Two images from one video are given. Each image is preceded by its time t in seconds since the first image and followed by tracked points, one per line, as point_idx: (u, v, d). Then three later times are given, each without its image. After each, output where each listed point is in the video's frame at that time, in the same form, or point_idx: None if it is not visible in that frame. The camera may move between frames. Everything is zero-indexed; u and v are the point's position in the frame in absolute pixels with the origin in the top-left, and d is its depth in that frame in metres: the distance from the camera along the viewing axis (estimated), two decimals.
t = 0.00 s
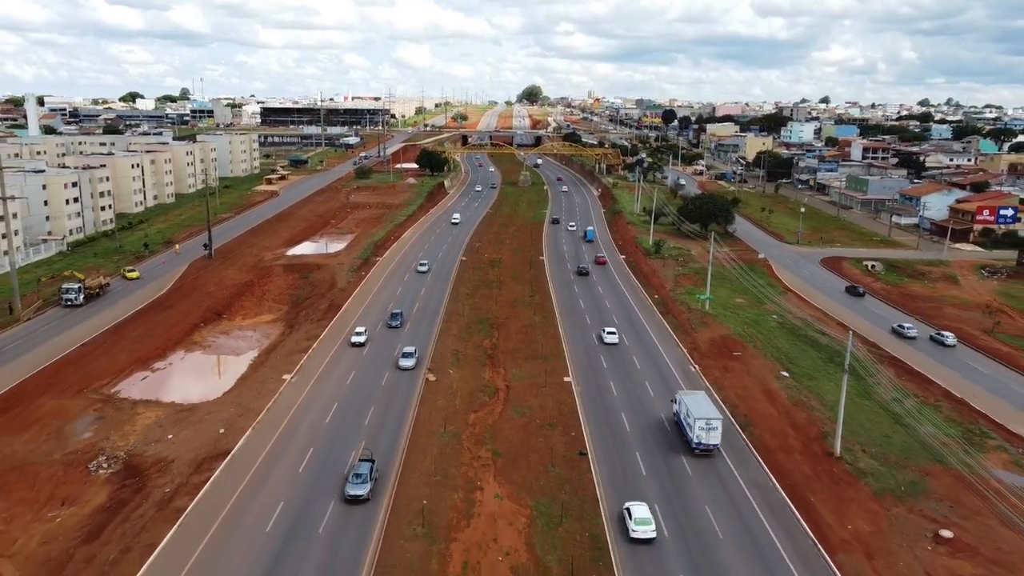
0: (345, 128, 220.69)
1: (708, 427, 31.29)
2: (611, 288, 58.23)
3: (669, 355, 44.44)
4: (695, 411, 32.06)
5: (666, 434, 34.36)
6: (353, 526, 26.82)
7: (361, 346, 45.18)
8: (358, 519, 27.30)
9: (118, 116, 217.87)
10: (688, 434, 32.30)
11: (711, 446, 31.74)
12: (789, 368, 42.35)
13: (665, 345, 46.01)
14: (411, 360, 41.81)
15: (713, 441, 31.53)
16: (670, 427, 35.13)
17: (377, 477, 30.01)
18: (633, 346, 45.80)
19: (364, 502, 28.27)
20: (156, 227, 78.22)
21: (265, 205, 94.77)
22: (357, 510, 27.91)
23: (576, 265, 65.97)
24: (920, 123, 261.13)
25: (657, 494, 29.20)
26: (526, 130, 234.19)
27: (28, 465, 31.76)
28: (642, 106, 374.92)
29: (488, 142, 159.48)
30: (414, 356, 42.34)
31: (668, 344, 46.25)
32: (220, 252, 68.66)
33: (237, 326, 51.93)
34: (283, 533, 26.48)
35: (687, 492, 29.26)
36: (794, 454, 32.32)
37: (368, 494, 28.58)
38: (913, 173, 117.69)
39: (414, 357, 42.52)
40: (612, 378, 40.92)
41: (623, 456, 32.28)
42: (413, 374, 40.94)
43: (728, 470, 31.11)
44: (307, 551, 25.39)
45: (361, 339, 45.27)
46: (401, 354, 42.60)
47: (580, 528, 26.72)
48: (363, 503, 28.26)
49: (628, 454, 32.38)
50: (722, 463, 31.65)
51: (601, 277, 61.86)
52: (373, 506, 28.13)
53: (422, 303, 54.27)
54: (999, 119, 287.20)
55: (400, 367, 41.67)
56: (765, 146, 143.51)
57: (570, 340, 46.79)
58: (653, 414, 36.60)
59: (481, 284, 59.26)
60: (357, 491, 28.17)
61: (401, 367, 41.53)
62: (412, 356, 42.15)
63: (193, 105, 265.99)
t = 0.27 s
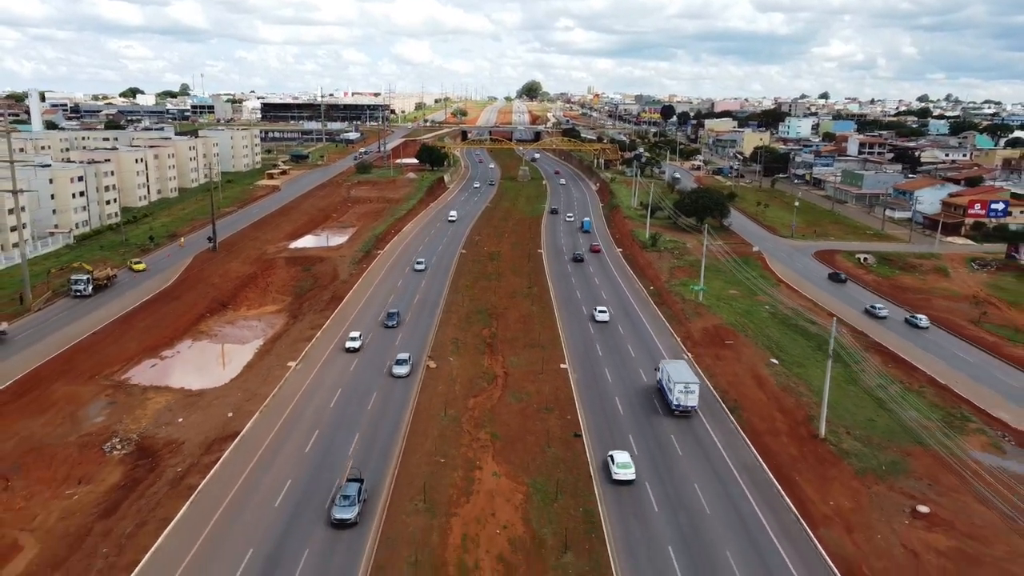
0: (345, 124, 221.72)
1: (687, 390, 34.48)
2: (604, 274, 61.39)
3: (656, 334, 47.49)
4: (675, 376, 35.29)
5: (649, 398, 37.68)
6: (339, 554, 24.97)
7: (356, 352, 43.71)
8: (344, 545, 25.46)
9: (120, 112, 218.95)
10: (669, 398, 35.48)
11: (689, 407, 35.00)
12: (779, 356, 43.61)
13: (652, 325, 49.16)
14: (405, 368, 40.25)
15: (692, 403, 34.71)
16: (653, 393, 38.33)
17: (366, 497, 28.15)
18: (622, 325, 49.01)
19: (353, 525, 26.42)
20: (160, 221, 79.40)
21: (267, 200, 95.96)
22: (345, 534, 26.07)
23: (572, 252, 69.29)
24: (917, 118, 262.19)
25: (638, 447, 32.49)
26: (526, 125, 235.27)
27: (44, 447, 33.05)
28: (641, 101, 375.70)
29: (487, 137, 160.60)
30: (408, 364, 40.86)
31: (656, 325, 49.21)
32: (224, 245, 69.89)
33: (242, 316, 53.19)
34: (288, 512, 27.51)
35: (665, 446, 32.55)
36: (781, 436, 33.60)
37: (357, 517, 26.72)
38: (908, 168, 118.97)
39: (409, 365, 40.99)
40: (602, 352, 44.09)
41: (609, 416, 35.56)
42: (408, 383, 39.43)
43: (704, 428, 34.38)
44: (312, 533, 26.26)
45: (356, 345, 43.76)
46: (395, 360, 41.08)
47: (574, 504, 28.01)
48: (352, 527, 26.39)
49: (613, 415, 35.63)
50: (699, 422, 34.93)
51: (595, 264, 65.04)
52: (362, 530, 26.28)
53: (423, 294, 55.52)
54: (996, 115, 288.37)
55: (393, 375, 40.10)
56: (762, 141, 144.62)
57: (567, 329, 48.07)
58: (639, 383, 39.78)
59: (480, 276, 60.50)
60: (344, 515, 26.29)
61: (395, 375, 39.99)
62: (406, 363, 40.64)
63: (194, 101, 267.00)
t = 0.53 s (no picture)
0: (345, 121, 222.91)
1: (669, 360, 37.81)
2: (599, 263, 64.57)
3: (644, 315, 50.72)
4: (658, 347, 38.65)
5: (635, 369, 41.08)
6: None
7: (350, 359, 42.05)
8: None
9: (122, 108, 220.19)
10: (653, 367, 38.83)
11: (671, 375, 38.37)
12: (769, 345, 44.90)
13: (641, 307, 52.43)
14: (399, 378, 38.55)
15: (673, 371, 38.04)
16: (639, 365, 41.69)
17: (353, 522, 26.34)
18: (613, 307, 52.41)
19: (339, 556, 24.58)
20: (165, 216, 80.65)
21: (269, 195, 97.21)
22: (331, 566, 24.24)
23: (569, 242, 72.65)
24: (915, 115, 263.39)
25: (624, 411, 35.80)
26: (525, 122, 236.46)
27: (60, 431, 34.44)
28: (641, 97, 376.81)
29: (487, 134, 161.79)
30: (402, 373, 39.12)
31: (646, 309, 52.27)
32: (228, 239, 71.18)
33: (247, 308, 54.50)
34: (295, 493, 28.58)
35: (648, 410, 35.85)
36: (767, 420, 34.93)
37: (344, 547, 24.90)
38: (903, 164, 120.18)
39: (403, 374, 39.24)
40: (594, 331, 47.48)
41: (598, 385, 38.96)
42: (401, 393, 37.71)
43: (684, 394, 37.74)
44: (319, 513, 27.31)
45: (349, 352, 42.10)
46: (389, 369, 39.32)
47: (568, 482, 29.34)
48: (339, 557, 24.58)
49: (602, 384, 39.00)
50: (680, 390, 38.26)
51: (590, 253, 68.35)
52: (350, 560, 24.45)
53: (424, 287, 56.83)
54: (996, 112, 288.62)
55: (387, 386, 38.39)
56: (760, 138, 145.84)
57: (563, 320, 49.51)
58: (627, 356, 43.16)
59: (479, 269, 61.78)
60: (329, 544, 24.47)
61: (388, 386, 38.30)
62: (400, 372, 38.91)
63: (195, 97, 268.45)
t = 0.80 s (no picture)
0: (345, 120, 224.07)
1: (654, 337, 41.18)
2: (593, 254, 67.75)
3: (634, 301, 53.91)
4: (645, 326, 42.06)
5: (623, 346, 44.49)
6: None
7: (343, 371, 40.44)
8: None
9: (123, 107, 221.40)
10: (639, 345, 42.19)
11: (655, 352, 41.75)
12: (760, 337, 46.16)
13: (631, 293, 55.67)
14: (392, 393, 36.88)
15: (658, 348, 41.41)
16: (628, 344, 45.02)
17: (339, 554, 24.56)
18: (605, 293, 55.76)
19: None
20: (169, 213, 81.85)
21: (271, 193, 98.42)
22: None
23: (565, 234, 75.89)
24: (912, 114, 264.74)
25: (612, 383, 39.10)
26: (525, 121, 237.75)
27: (74, 418, 35.70)
28: (640, 96, 378.22)
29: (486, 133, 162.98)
30: (395, 386, 37.46)
31: (636, 296, 55.22)
32: (232, 236, 72.42)
33: (251, 302, 55.78)
34: (301, 476, 29.77)
35: (635, 382, 39.16)
36: (756, 408, 36.21)
37: None
38: (898, 163, 121.43)
39: (396, 388, 37.57)
40: (586, 314, 50.78)
41: (589, 360, 42.29)
42: (394, 409, 36.01)
43: (668, 368, 41.14)
44: (324, 494, 28.54)
45: (343, 363, 40.48)
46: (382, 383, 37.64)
47: (563, 465, 30.61)
48: None
49: (592, 360, 42.32)
50: (664, 365, 41.63)
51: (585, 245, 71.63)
52: None
53: (424, 281, 58.15)
54: (994, 112, 289.54)
55: (379, 400, 36.71)
56: (757, 136, 147.12)
57: (560, 312, 50.95)
58: (616, 336, 46.54)
59: (478, 265, 63.05)
60: None
61: (381, 400, 36.63)
62: (393, 386, 37.24)
63: (196, 96, 269.66)
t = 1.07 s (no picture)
0: (346, 120, 225.38)
1: (642, 319, 44.24)
2: (588, 246, 70.74)
3: (625, 289, 56.92)
4: (633, 309, 45.14)
5: (613, 328, 47.66)
6: None
7: (337, 384, 38.83)
8: None
9: (126, 108, 222.78)
10: (628, 327, 45.25)
11: (643, 332, 44.84)
12: (751, 331, 47.47)
13: (623, 282, 58.68)
14: (384, 409, 35.00)
15: (645, 330, 44.47)
16: (617, 327, 48.08)
17: None
18: (598, 281, 58.88)
19: None
20: (173, 211, 83.13)
21: (273, 192, 99.74)
22: None
23: (562, 228, 78.92)
24: (909, 114, 266.44)
25: (602, 360, 42.27)
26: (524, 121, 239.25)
27: (87, 407, 37.03)
28: (639, 96, 379.50)
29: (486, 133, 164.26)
30: (387, 401, 35.61)
31: (628, 285, 57.89)
32: (236, 234, 73.71)
33: (256, 298, 57.08)
34: (305, 462, 30.91)
35: (623, 359, 42.31)
36: (745, 397, 37.54)
37: None
38: (893, 162, 122.72)
39: (389, 404, 35.65)
40: (579, 300, 53.92)
41: (581, 341, 45.44)
42: (386, 427, 34.14)
43: (654, 347, 44.29)
44: (329, 477, 29.76)
45: (337, 376, 38.88)
46: (374, 398, 35.79)
47: (558, 451, 31.91)
48: None
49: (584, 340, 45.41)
50: (651, 344, 44.75)
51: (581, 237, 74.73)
52: None
53: (424, 277, 59.45)
54: (991, 112, 290.90)
55: (371, 417, 34.89)
56: (754, 136, 148.48)
57: (557, 307, 52.25)
58: (607, 320, 49.66)
59: (478, 262, 64.36)
60: None
61: (373, 417, 34.81)
62: (386, 402, 35.34)
63: (197, 96, 270.30)
